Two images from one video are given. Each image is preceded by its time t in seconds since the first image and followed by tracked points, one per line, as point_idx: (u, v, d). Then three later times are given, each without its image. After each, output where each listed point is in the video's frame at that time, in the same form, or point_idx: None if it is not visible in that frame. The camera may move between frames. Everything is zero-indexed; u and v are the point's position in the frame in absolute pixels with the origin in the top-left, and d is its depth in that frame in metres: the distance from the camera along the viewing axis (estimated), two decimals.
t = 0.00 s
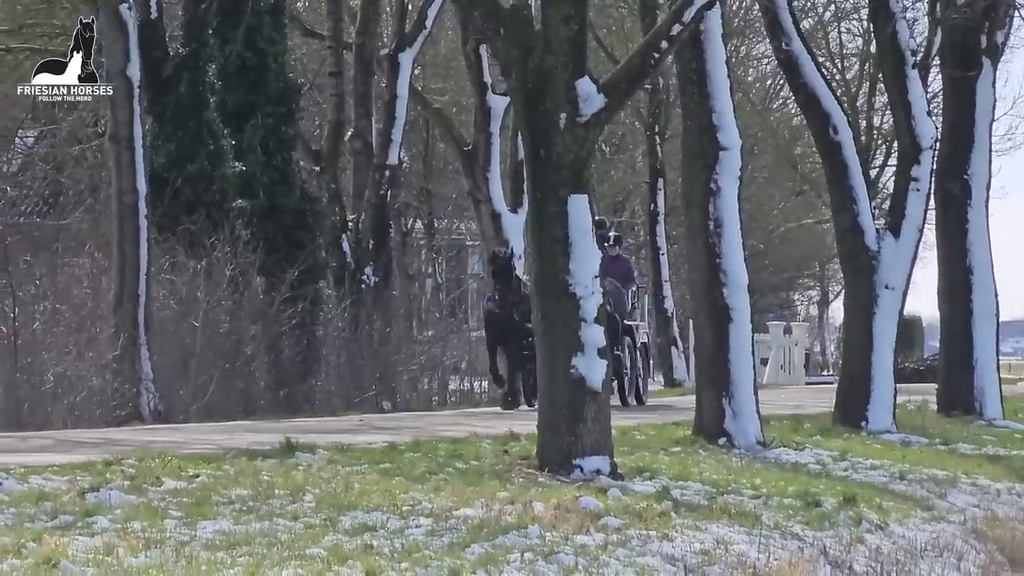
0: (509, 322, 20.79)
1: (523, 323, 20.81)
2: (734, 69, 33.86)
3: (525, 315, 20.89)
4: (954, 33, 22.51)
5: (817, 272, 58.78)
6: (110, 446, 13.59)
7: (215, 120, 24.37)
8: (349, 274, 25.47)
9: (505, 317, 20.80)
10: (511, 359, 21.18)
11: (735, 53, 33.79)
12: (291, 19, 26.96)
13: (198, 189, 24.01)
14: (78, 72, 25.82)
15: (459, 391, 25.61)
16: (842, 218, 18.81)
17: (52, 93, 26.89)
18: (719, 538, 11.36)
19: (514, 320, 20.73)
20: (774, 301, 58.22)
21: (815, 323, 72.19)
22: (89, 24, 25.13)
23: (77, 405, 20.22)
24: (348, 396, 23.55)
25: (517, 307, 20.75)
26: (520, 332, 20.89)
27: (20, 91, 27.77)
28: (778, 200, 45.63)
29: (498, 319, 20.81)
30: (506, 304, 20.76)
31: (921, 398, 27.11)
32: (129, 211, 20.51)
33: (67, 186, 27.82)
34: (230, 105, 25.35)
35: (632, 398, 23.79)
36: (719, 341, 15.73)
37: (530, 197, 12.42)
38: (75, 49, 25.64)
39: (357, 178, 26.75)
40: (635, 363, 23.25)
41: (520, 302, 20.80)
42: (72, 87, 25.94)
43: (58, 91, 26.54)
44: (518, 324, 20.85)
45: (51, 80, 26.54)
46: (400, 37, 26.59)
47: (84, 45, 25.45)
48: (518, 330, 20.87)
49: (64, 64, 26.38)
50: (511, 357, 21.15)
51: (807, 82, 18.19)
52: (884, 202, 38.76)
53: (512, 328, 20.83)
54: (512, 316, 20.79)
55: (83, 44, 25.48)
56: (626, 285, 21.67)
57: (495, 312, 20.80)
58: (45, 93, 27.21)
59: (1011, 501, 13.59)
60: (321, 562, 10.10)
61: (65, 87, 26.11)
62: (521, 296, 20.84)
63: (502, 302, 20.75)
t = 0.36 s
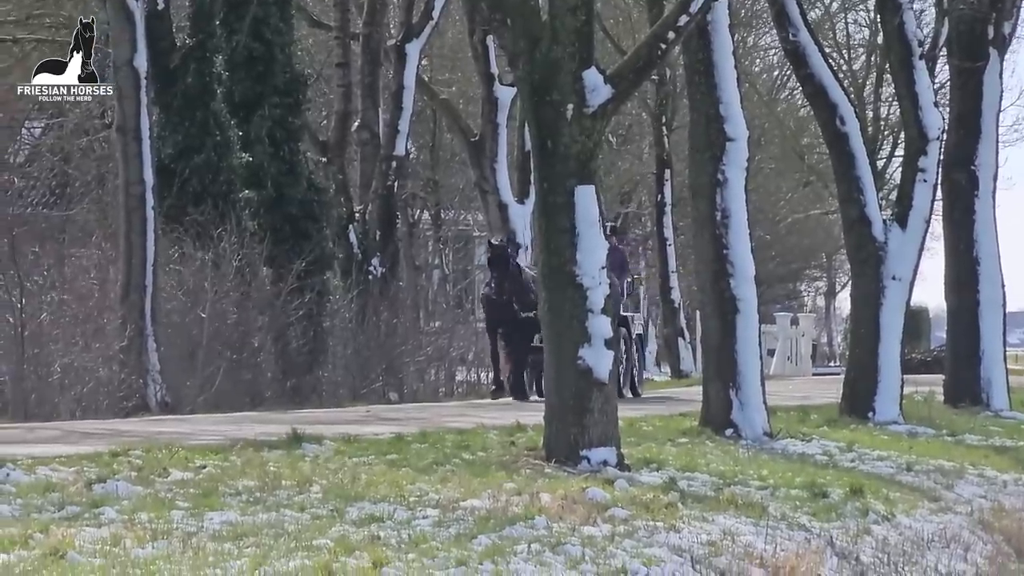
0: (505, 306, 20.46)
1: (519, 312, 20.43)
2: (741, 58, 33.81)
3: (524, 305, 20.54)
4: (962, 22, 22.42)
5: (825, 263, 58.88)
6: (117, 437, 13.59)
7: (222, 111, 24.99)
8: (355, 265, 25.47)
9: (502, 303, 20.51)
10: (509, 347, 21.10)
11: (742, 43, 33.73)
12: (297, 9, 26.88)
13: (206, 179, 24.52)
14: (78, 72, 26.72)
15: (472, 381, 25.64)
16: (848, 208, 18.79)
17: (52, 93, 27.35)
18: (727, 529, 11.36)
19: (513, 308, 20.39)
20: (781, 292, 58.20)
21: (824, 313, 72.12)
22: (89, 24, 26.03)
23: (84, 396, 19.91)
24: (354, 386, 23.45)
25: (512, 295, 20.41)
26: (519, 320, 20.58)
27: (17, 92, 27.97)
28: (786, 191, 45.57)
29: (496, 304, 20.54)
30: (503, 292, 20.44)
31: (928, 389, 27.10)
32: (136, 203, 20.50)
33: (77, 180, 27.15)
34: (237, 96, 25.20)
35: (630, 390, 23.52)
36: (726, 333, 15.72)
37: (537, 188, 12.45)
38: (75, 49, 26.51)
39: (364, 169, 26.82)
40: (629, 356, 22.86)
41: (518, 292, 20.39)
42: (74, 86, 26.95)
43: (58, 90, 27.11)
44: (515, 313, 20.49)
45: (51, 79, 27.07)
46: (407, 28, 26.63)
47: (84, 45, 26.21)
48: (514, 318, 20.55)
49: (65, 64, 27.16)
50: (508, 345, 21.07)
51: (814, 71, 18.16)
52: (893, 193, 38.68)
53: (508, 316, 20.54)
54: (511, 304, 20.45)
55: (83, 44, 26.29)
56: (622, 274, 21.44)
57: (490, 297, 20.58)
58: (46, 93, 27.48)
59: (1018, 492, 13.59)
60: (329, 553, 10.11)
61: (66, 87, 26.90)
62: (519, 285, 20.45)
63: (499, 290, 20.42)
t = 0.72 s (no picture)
0: (505, 302, 20.32)
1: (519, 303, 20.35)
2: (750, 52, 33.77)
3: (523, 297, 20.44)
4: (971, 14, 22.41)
5: (833, 255, 58.94)
6: (127, 428, 13.59)
7: (231, 103, 24.95)
8: (365, 258, 25.63)
9: (501, 298, 20.29)
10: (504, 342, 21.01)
11: (751, 37, 33.69)
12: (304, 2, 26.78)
13: (214, 171, 24.47)
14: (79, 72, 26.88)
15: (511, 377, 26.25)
16: (857, 202, 18.79)
17: (52, 93, 27.48)
18: (736, 522, 11.35)
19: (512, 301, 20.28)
20: (789, 284, 58.25)
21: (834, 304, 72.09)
22: (88, 25, 25.70)
23: (94, 388, 20.10)
24: (363, 378, 23.58)
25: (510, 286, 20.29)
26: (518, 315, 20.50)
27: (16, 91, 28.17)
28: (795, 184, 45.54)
29: (494, 297, 20.31)
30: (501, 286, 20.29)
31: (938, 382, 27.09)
32: (146, 194, 20.52)
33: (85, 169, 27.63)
34: (246, 88, 25.25)
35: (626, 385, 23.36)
36: (735, 327, 15.73)
37: (546, 180, 12.43)
38: (75, 49, 26.53)
39: (373, 161, 26.95)
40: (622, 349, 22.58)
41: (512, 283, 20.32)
42: (74, 86, 27.10)
43: (59, 90, 27.25)
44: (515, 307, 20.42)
45: (52, 79, 27.14)
46: (417, 21, 26.92)
47: (83, 44, 25.99)
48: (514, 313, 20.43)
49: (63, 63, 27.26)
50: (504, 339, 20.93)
51: (823, 65, 18.12)
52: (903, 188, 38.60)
53: (507, 311, 20.41)
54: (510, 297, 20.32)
55: (82, 44, 26.19)
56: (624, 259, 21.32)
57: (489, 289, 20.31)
58: (46, 94, 27.63)
59: None
60: (338, 545, 10.11)
61: (66, 87, 27.03)
62: (513, 278, 20.39)
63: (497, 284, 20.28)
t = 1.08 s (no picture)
0: (510, 304, 20.13)
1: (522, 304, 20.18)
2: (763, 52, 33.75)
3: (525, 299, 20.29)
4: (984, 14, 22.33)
5: (846, 255, 59.04)
6: (139, 428, 13.59)
7: (243, 103, 25.10)
8: (377, 257, 25.71)
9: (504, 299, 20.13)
10: (507, 347, 20.71)
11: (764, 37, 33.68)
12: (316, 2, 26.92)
13: (228, 171, 24.53)
14: (78, 72, 27.05)
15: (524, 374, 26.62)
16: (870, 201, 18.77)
17: (53, 93, 27.66)
18: (748, 521, 11.35)
19: (515, 304, 20.12)
20: (802, 284, 58.29)
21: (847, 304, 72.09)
22: (89, 24, 25.18)
23: (106, 387, 20.39)
24: (375, 377, 23.62)
25: (511, 287, 20.08)
26: (523, 320, 20.37)
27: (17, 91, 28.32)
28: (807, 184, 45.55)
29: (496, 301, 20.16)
30: (502, 288, 20.10)
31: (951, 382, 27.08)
32: (158, 194, 20.42)
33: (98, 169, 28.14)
34: (259, 88, 25.50)
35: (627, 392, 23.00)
36: (748, 327, 15.72)
37: (559, 179, 12.44)
38: (75, 49, 26.32)
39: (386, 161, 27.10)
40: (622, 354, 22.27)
41: (513, 285, 20.08)
42: (75, 85, 27.33)
43: (59, 90, 27.47)
44: (520, 312, 20.31)
45: (52, 79, 27.35)
46: (429, 21, 26.75)
47: (83, 44, 25.95)
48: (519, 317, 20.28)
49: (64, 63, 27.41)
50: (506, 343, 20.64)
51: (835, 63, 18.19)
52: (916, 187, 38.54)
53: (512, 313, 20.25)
54: (513, 299, 20.14)
55: (83, 44, 26.13)
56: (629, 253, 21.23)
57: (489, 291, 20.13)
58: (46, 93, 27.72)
59: None
60: (349, 545, 10.10)
61: (66, 87, 27.34)
62: (517, 281, 20.19)
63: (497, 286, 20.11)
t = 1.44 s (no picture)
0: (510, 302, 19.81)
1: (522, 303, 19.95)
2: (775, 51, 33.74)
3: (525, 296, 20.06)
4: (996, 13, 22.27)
5: (858, 254, 59.11)
6: (153, 427, 13.60)
7: (256, 102, 25.27)
8: (390, 256, 26.02)
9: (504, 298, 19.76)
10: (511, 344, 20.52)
11: (776, 35, 33.67)
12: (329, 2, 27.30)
13: (239, 170, 24.64)
14: (78, 72, 27.13)
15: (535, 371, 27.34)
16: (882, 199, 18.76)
17: (53, 92, 27.99)
18: (760, 520, 11.34)
19: (515, 304, 19.84)
20: (813, 282, 58.42)
21: (860, 303, 72.00)
22: (89, 24, 25.35)
23: (118, 386, 20.43)
24: (388, 377, 23.90)
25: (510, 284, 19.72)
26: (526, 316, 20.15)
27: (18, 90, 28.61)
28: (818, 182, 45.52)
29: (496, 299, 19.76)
30: (502, 286, 19.70)
31: (963, 381, 27.07)
32: (171, 192, 20.37)
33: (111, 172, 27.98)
34: (272, 87, 25.70)
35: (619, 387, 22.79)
36: (760, 327, 15.72)
37: (572, 178, 12.45)
38: (75, 50, 26.51)
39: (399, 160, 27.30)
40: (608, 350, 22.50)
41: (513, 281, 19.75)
42: (74, 85, 27.45)
43: (59, 90, 27.78)
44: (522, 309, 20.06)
45: (52, 79, 27.65)
46: (442, 20, 27.00)
47: (83, 45, 26.36)
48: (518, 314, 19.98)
49: (64, 64, 27.58)
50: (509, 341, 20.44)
51: (847, 62, 18.19)
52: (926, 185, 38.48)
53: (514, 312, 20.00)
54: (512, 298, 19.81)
55: (83, 44, 26.48)
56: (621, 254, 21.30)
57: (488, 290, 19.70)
58: (46, 92, 28.10)
59: None
60: (362, 544, 10.08)
61: (66, 87, 27.64)
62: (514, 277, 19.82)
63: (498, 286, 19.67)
